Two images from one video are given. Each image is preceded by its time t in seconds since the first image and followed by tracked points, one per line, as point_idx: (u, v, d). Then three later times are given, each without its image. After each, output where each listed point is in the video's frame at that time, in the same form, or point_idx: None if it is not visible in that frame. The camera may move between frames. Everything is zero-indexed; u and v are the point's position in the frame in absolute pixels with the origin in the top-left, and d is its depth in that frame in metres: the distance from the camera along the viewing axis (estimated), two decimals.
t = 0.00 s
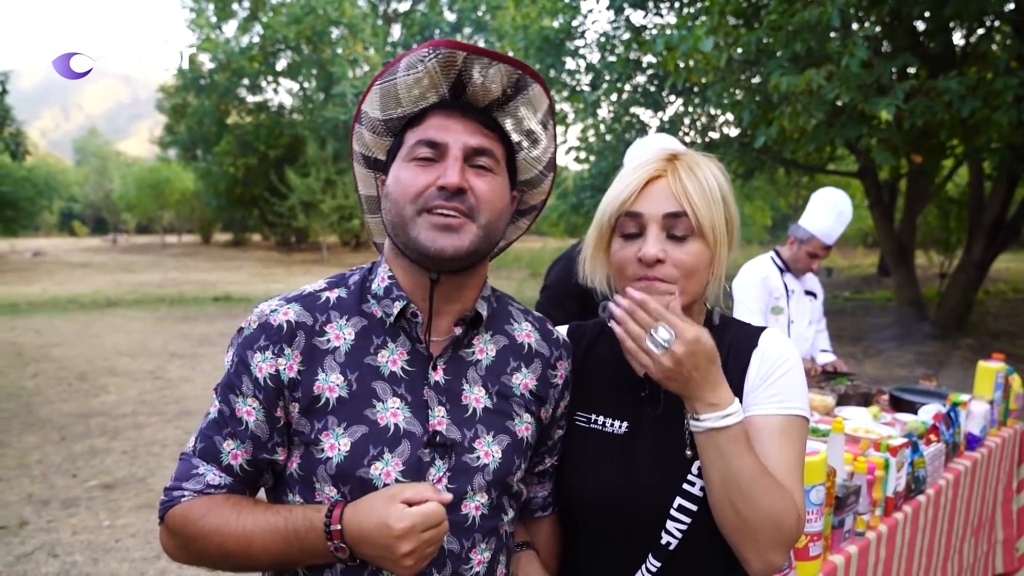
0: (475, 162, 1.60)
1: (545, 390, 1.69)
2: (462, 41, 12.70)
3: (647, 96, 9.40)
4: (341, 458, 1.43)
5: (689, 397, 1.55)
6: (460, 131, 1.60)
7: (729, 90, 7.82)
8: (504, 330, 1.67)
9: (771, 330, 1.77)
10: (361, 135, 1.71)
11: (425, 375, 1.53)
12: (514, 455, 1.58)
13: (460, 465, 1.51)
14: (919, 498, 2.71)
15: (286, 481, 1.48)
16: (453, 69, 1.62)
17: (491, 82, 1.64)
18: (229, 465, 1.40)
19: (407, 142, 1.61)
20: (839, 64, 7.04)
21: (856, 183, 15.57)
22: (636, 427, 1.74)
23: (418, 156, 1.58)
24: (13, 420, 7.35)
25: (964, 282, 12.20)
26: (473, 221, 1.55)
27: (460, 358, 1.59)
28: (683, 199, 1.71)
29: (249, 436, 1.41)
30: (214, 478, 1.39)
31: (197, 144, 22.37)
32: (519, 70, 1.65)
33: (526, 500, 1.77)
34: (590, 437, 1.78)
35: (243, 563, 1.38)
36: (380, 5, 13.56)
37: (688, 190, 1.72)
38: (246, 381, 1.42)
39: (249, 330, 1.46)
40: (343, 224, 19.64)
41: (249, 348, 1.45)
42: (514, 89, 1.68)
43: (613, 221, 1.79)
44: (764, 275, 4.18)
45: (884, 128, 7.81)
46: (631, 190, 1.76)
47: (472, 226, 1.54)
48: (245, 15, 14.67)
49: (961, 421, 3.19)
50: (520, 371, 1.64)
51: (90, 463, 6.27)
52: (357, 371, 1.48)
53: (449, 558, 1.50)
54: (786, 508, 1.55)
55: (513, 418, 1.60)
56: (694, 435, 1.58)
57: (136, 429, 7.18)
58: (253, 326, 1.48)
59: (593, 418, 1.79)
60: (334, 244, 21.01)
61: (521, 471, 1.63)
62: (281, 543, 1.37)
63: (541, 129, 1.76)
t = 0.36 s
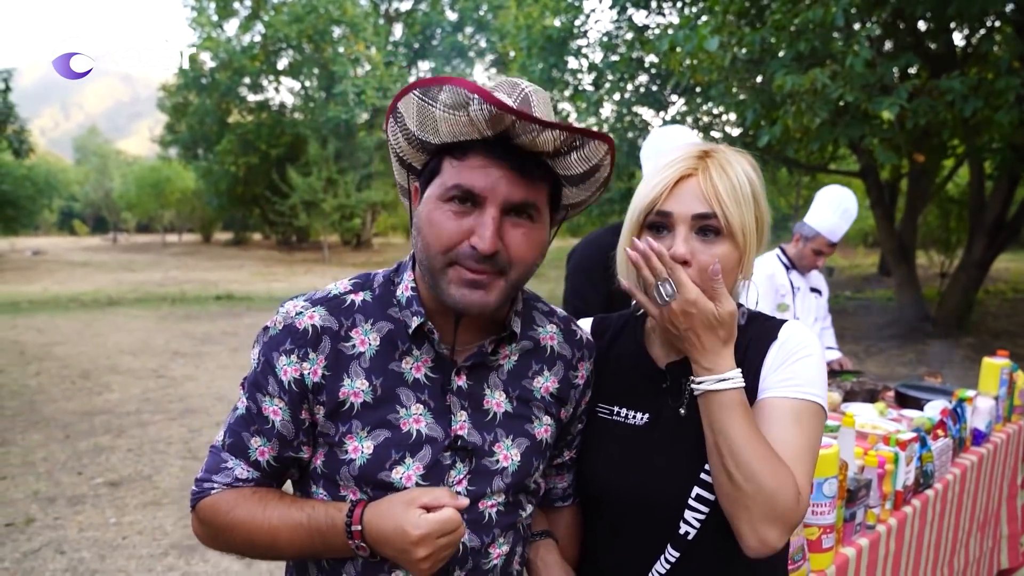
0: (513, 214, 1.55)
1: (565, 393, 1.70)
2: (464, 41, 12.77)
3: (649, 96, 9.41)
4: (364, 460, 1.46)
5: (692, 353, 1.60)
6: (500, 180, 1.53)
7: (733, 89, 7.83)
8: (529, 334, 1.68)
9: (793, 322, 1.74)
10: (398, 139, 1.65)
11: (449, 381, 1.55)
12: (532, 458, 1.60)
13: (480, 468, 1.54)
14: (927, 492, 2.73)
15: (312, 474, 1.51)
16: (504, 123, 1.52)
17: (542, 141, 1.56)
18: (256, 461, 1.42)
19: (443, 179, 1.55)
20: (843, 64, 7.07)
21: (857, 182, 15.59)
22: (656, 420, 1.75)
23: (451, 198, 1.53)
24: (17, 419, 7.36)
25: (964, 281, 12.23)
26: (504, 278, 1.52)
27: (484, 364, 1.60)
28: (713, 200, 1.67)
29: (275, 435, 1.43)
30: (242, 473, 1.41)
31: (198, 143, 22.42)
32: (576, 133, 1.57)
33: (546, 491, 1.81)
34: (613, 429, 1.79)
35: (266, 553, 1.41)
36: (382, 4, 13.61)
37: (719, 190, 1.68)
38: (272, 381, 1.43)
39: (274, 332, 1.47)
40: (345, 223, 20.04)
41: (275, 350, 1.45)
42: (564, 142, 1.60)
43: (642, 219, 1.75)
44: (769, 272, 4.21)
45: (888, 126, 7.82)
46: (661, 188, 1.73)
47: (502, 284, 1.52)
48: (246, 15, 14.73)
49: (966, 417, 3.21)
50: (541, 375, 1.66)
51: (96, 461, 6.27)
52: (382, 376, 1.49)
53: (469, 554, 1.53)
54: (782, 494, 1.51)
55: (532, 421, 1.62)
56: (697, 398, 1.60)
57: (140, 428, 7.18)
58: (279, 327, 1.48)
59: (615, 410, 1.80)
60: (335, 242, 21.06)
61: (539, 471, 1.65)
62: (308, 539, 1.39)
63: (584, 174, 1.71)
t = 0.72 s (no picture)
0: (473, 180, 1.56)
1: (551, 360, 1.65)
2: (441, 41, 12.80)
3: (625, 96, 9.48)
4: (369, 430, 1.44)
5: (731, 425, 1.45)
6: (455, 150, 1.55)
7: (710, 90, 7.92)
8: (507, 306, 1.64)
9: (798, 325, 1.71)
10: (357, 140, 1.65)
11: (438, 352, 1.53)
12: (529, 419, 1.56)
13: (480, 428, 1.50)
14: (905, 482, 2.83)
15: (318, 463, 1.49)
16: (449, 96, 1.55)
17: (484, 108, 1.58)
18: (260, 454, 1.43)
19: (405, 160, 1.57)
20: (819, 67, 7.23)
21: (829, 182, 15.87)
22: (655, 411, 1.72)
23: (416, 176, 1.55)
24: None
25: (933, 279, 12.50)
26: (474, 238, 1.54)
27: (469, 334, 1.58)
28: (694, 191, 1.66)
29: (278, 421, 1.44)
30: (248, 469, 1.42)
31: (171, 142, 22.18)
32: (513, 95, 1.58)
33: (546, 479, 1.78)
34: (612, 420, 1.76)
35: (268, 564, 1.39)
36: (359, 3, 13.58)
37: (701, 182, 1.66)
38: (270, 374, 1.45)
39: (270, 333, 1.49)
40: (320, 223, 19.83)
41: (269, 348, 1.47)
42: (506, 108, 1.61)
43: (633, 212, 1.77)
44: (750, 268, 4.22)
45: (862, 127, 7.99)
46: (649, 181, 1.74)
47: (473, 244, 1.54)
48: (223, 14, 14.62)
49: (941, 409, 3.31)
50: (525, 342, 1.61)
51: (73, 464, 6.16)
52: (375, 352, 1.48)
53: (481, 513, 1.48)
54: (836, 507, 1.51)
55: (524, 384, 1.57)
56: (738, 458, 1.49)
57: (118, 429, 7.09)
58: (273, 328, 1.50)
59: (615, 401, 1.77)
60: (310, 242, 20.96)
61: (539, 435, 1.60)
62: (306, 535, 1.35)
63: (528, 137, 1.70)
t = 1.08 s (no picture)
0: (453, 168, 1.59)
1: (538, 351, 1.66)
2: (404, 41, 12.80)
3: (586, 97, 9.59)
4: (372, 420, 1.42)
5: None
6: (432, 140, 1.58)
7: (674, 92, 8.04)
8: (496, 298, 1.66)
9: (783, 337, 1.77)
10: (340, 138, 1.67)
11: (431, 343, 1.53)
12: (520, 408, 1.57)
13: (474, 420, 1.51)
14: (867, 470, 2.94)
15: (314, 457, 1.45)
16: (422, 84, 1.58)
17: (458, 94, 1.61)
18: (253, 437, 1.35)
19: (386, 153, 1.59)
20: (779, 70, 7.42)
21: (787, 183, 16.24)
22: (648, 406, 1.76)
23: (397, 167, 1.57)
24: None
25: (888, 276, 12.85)
26: (457, 228, 1.57)
27: (459, 327, 1.59)
28: (676, 195, 1.72)
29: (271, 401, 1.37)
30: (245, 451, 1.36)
31: (126, 141, 21.77)
32: (485, 79, 1.61)
33: (533, 467, 1.80)
34: (603, 412, 1.81)
35: (191, 464, 1.22)
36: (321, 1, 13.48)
37: (682, 185, 1.72)
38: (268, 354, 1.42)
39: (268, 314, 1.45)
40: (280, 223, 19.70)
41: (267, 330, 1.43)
42: (479, 93, 1.63)
43: (624, 209, 1.83)
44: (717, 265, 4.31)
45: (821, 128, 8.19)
46: (640, 182, 1.81)
47: (457, 233, 1.57)
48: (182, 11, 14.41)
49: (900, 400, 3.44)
50: (515, 334, 1.63)
51: (33, 470, 6.01)
52: (372, 342, 1.47)
53: (475, 502, 1.48)
54: (802, 532, 1.73)
55: (515, 373, 1.59)
56: None
57: (78, 434, 6.94)
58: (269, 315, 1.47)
59: (606, 395, 1.82)
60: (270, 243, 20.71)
61: (528, 425, 1.62)
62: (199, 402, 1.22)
63: (502, 128, 1.72)
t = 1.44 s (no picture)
0: (457, 227, 1.48)
1: (526, 347, 1.68)
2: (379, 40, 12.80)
3: (562, 97, 9.69)
4: (364, 409, 1.45)
5: None
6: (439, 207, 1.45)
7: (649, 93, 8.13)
8: (486, 297, 1.66)
9: (767, 345, 1.82)
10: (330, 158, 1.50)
11: (422, 341, 1.54)
12: (508, 403, 1.60)
13: (463, 414, 1.53)
14: (841, 462, 3.04)
15: (314, 437, 1.50)
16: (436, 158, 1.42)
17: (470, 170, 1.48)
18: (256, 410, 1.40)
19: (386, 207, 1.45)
20: (752, 72, 7.56)
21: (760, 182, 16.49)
22: (632, 409, 1.82)
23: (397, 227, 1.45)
24: None
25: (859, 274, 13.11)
26: (453, 276, 1.52)
27: (450, 325, 1.60)
28: (673, 217, 1.74)
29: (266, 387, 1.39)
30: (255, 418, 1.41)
31: (96, 140, 21.49)
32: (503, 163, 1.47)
33: (523, 459, 1.84)
34: (590, 412, 1.87)
35: (237, 370, 1.19)
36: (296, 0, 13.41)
37: (680, 210, 1.74)
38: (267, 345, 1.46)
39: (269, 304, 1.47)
40: (254, 224, 19.60)
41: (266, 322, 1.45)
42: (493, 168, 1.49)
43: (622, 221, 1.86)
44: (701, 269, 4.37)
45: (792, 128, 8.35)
46: (640, 193, 1.83)
47: (453, 282, 1.52)
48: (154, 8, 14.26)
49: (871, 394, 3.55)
50: (503, 331, 1.65)
51: (7, 473, 5.92)
52: (366, 336, 1.49)
53: (463, 495, 1.51)
54: (768, 537, 1.77)
55: (503, 370, 1.61)
56: None
57: (54, 437, 6.87)
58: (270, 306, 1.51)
59: (594, 395, 1.87)
60: (244, 243, 20.55)
61: (516, 418, 1.65)
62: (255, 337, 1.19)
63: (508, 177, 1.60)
